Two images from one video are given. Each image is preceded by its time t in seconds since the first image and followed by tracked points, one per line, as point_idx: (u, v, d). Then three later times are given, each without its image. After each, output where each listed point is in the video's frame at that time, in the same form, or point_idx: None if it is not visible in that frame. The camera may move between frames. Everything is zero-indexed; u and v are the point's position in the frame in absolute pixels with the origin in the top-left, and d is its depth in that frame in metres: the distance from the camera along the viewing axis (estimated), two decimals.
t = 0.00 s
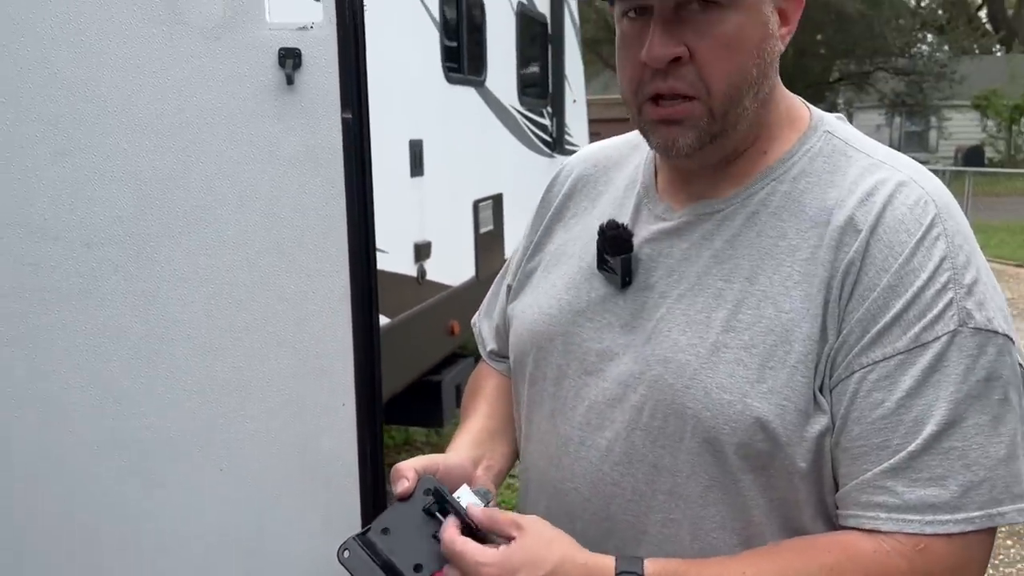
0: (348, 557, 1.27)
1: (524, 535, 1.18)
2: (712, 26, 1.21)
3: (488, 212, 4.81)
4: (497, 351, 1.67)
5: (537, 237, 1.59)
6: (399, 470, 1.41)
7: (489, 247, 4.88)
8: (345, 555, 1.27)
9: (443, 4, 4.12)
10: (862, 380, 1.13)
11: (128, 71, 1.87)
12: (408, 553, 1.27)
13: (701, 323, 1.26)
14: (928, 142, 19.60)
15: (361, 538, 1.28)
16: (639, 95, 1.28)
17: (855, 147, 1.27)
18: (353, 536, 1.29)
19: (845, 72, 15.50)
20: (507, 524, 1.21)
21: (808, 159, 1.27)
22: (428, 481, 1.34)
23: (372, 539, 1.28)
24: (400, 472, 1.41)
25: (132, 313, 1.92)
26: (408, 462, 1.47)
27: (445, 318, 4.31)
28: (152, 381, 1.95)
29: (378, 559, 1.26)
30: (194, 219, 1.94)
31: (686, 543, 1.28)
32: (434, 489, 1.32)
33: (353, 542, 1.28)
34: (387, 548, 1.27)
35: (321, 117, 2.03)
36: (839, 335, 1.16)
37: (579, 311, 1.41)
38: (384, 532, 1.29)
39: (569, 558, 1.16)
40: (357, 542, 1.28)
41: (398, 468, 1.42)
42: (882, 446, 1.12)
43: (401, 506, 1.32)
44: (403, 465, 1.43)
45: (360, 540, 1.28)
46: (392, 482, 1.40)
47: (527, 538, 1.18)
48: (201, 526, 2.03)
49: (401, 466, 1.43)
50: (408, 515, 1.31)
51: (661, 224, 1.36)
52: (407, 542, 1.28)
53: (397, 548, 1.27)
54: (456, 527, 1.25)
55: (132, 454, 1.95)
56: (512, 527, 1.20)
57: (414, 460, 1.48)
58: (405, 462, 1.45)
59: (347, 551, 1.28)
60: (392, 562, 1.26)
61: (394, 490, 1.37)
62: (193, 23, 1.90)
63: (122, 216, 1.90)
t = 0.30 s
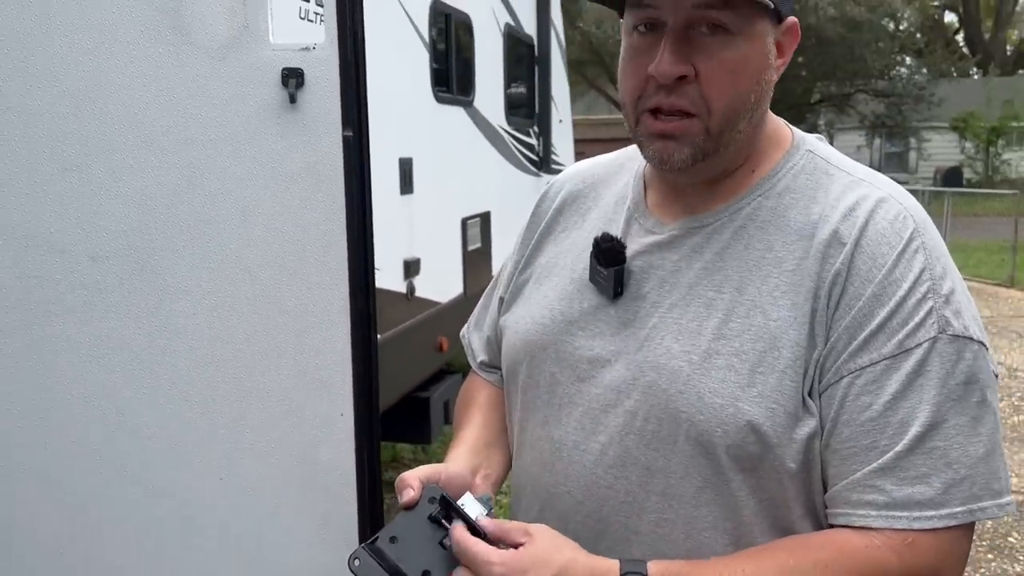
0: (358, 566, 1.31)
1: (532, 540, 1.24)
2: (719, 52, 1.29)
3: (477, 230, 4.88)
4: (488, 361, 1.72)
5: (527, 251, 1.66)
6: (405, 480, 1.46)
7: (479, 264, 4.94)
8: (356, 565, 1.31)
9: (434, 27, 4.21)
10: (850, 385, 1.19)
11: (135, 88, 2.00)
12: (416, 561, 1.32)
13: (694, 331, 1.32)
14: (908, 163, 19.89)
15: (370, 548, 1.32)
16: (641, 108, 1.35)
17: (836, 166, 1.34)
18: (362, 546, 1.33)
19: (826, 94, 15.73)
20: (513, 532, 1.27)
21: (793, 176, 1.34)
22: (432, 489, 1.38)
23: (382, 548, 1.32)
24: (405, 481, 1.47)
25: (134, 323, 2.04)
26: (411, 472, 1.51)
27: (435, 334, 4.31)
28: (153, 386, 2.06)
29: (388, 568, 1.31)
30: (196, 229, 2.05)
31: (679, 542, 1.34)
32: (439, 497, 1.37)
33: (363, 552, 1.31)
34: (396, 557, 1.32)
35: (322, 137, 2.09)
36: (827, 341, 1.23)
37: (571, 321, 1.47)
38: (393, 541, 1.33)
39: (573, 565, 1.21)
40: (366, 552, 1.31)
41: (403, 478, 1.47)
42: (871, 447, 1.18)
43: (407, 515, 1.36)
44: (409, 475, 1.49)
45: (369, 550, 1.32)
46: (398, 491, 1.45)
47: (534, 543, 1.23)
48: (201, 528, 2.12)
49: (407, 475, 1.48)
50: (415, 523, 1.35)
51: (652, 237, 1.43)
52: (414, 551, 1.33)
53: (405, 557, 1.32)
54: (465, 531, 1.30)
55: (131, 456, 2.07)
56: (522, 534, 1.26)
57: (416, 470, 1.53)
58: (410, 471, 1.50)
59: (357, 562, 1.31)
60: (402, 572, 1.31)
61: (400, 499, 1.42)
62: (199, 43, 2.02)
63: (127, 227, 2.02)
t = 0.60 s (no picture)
0: (350, 536, 1.34)
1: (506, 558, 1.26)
2: (667, 96, 1.34)
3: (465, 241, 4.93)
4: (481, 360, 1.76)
5: (521, 253, 1.71)
6: (396, 458, 1.50)
7: (466, 275, 4.99)
8: (348, 535, 1.34)
9: (421, 41, 4.26)
10: (824, 385, 1.24)
11: (135, 100, 2.05)
12: (405, 535, 1.35)
13: (677, 331, 1.37)
14: (890, 178, 20.13)
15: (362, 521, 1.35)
16: (607, 148, 1.42)
17: (818, 178, 1.39)
18: (353, 519, 1.36)
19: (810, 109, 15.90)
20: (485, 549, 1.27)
21: (776, 186, 1.39)
22: (423, 468, 1.43)
23: (373, 522, 1.36)
24: (397, 459, 1.50)
25: (129, 329, 2.08)
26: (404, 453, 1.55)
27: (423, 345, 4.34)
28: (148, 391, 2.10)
29: (379, 539, 1.34)
30: (190, 237, 2.09)
31: (659, 535, 1.39)
32: (429, 476, 1.41)
33: (355, 524, 1.35)
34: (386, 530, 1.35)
35: (319, 154, 2.16)
36: (803, 343, 1.28)
37: (562, 321, 1.51)
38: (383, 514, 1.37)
39: (551, 568, 1.26)
40: (358, 525, 1.35)
41: (395, 456, 1.50)
42: (842, 445, 1.23)
43: (397, 491, 1.41)
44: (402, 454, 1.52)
45: (361, 522, 1.35)
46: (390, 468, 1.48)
47: (510, 554, 1.26)
48: (193, 531, 2.15)
49: (400, 453, 1.52)
50: (405, 497, 1.39)
51: (639, 242, 1.48)
52: (404, 525, 1.36)
53: (396, 530, 1.35)
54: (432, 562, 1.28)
55: (125, 462, 2.10)
56: (489, 547, 1.27)
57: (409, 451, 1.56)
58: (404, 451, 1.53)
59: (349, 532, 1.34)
60: (392, 544, 1.34)
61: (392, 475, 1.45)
62: (196, 56, 2.07)
63: (122, 240, 2.06)
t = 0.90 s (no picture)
0: (338, 541, 1.39)
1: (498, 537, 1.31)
2: (627, 122, 1.39)
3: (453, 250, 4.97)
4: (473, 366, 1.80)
5: (511, 262, 1.75)
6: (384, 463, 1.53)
7: (455, 284, 5.03)
8: (336, 540, 1.39)
9: (410, 52, 4.31)
10: (793, 391, 1.29)
11: (128, 111, 2.09)
12: (392, 540, 1.39)
13: (653, 337, 1.42)
14: (876, 188, 20.30)
15: (349, 527, 1.40)
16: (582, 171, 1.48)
17: (791, 189, 1.44)
18: (342, 524, 1.40)
19: (797, 120, 16.04)
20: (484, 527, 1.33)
21: (750, 197, 1.44)
22: (410, 476, 1.44)
23: (361, 527, 1.40)
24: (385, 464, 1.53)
25: (121, 337, 2.11)
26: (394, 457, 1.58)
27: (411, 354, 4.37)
28: (140, 398, 2.13)
29: (366, 545, 1.39)
30: (181, 246, 2.12)
31: (634, 535, 1.43)
32: (416, 484, 1.43)
33: (343, 530, 1.39)
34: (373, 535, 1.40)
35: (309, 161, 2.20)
36: (772, 350, 1.32)
37: (546, 328, 1.55)
38: (371, 521, 1.41)
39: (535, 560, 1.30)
40: (346, 531, 1.39)
41: (384, 462, 1.53)
42: (810, 448, 1.28)
43: (385, 498, 1.44)
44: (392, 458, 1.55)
45: (348, 529, 1.39)
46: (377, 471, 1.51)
47: (500, 538, 1.31)
48: (182, 537, 2.17)
49: (390, 458, 1.55)
50: (392, 504, 1.43)
51: (619, 253, 1.52)
52: (391, 530, 1.40)
53: (382, 535, 1.40)
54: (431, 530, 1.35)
55: (115, 468, 2.13)
56: (485, 530, 1.32)
57: (399, 455, 1.59)
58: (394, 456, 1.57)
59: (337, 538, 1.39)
60: (379, 550, 1.38)
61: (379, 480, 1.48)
62: (188, 67, 2.11)
63: (115, 248, 2.10)
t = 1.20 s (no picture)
0: (327, 523, 1.42)
1: None
2: (606, 132, 1.42)
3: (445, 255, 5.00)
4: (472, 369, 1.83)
5: (504, 269, 1.78)
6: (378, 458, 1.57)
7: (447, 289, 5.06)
8: (324, 522, 1.42)
9: (402, 58, 4.34)
10: (777, 393, 1.32)
11: (124, 116, 2.11)
12: (378, 523, 1.42)
13: (637, 340, 1.45)
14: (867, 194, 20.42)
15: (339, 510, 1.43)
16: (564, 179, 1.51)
17: (772, 193, 1.47)
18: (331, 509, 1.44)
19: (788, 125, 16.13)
20: None
21: (731, 202, 1.47)
22: (399, 464, 1.50)
23: (349, 511, 1.44)
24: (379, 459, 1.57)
25: (116, 339, 2.13)
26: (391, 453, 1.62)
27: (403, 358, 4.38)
28: (135, 400, 2.15)
29: (354, 524, 1.42)
30: (177, 249, 2.15)
31: (620, 532, 1.46)
32: (405, 470, 1.49)
33: (333, 512, 1.43)
34: (361, 517, 1.43)
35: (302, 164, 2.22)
36: (755, 353, 1.35)
37: (536, 333, 1.58)
38: (359, 505, 1.45)
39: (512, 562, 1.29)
40: (336, 513, 1.43)
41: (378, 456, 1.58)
42: (797, 448, 1.31)
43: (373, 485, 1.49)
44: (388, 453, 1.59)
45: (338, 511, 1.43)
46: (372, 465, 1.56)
47: None
48: (176, 537, 2.20)
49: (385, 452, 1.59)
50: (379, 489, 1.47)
51: (605, 257, 1.55)
52: (378, 512, 1.44)
53: (369, 516, 1.43)
54: None
55: (111, 468, 2.15)
56: None
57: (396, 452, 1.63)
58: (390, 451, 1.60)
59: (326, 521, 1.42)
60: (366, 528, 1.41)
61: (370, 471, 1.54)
62: (183, 73, 2.14)
63: (111, 250, 2.12)
